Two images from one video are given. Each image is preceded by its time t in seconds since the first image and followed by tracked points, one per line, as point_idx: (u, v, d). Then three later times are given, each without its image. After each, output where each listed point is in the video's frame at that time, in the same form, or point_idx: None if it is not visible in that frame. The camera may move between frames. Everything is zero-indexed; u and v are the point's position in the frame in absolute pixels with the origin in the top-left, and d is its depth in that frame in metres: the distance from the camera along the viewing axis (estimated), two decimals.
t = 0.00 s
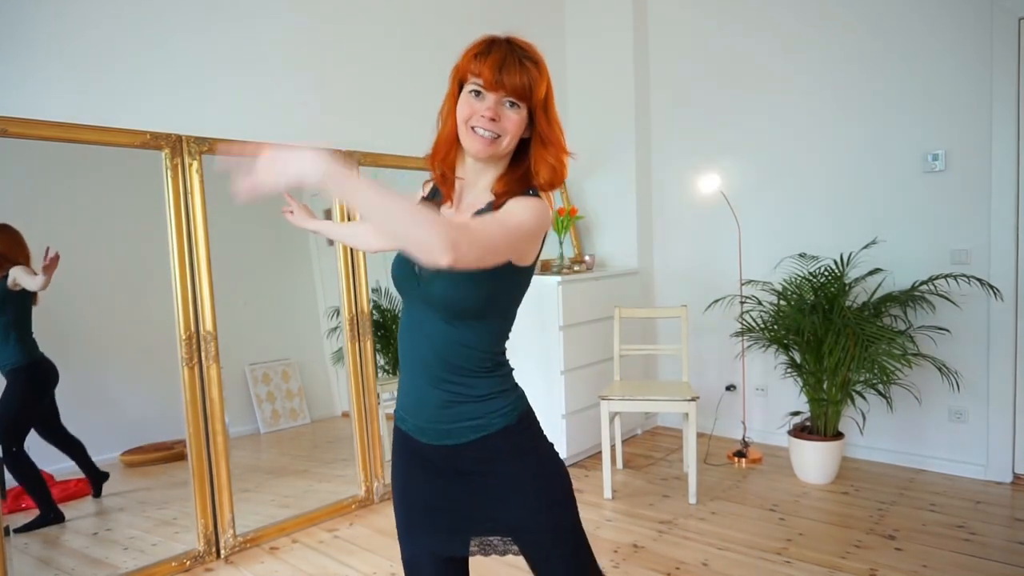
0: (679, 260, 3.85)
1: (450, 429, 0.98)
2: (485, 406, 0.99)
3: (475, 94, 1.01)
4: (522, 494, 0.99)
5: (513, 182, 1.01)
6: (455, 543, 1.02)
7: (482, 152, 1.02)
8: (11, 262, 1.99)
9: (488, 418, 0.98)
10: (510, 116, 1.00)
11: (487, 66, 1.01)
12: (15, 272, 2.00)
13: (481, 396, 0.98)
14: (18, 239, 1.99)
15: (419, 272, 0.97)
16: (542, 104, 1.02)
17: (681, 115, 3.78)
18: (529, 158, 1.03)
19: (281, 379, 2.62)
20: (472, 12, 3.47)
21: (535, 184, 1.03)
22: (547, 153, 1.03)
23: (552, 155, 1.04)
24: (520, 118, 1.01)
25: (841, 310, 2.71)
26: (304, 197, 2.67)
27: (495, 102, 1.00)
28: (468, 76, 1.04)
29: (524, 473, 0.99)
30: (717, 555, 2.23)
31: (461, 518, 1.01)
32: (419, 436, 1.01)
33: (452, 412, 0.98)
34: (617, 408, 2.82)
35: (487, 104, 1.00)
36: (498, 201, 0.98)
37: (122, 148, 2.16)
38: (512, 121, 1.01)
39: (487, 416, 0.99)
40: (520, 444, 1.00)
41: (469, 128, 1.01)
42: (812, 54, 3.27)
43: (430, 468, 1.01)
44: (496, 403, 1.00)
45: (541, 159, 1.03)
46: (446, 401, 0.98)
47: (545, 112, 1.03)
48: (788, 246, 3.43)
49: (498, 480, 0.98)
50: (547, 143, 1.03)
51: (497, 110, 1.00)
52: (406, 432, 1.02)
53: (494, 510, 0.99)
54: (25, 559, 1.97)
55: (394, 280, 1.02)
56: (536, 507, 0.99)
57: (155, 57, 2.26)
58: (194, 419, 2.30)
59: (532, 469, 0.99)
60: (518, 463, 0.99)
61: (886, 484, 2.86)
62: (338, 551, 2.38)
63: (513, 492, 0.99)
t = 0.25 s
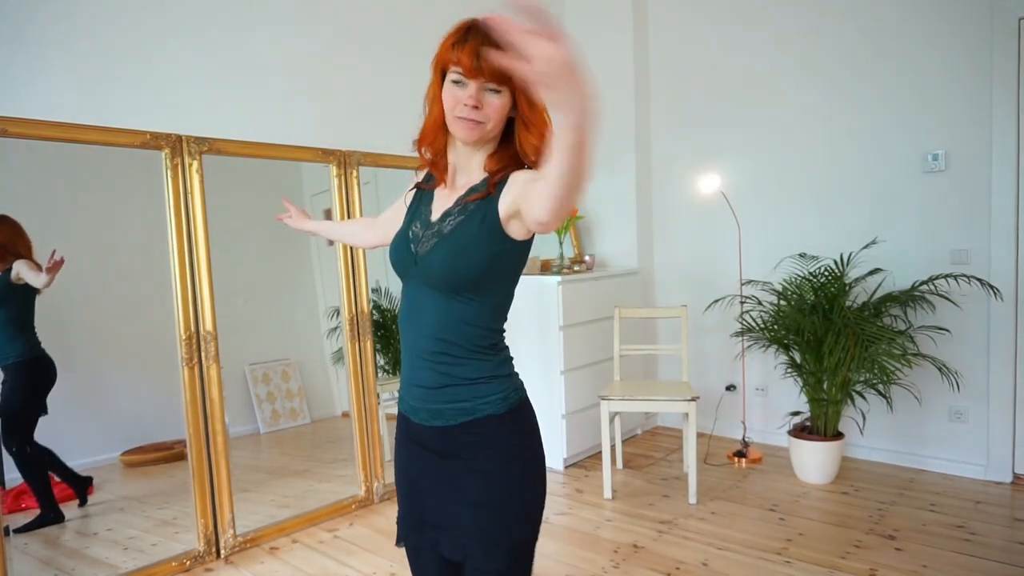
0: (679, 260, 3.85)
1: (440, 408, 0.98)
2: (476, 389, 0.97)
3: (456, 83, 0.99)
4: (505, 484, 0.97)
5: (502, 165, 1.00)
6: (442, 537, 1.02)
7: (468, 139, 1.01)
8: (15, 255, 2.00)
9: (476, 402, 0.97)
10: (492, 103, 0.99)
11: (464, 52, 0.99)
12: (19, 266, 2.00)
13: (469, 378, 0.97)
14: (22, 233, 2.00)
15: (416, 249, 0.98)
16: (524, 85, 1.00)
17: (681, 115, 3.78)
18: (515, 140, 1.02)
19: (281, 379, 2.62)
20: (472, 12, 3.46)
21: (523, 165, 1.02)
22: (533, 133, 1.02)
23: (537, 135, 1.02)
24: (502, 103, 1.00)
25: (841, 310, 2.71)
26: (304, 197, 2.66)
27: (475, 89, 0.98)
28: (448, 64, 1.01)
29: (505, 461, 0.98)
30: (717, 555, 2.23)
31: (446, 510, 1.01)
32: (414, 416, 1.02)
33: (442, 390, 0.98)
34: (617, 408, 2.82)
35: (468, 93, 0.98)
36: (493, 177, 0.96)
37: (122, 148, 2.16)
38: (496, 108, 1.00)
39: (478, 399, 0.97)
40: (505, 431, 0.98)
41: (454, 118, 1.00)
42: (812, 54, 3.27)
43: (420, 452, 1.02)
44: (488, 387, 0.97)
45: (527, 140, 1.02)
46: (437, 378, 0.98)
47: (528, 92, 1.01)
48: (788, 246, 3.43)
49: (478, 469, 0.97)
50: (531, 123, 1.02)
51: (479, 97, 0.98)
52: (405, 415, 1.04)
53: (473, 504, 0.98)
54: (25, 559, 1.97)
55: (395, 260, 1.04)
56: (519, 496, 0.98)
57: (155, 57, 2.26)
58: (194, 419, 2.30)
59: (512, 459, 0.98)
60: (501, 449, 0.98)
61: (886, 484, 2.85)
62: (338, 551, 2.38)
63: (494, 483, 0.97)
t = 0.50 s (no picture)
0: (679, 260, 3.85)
1: (445, 404, 0.98)
2: (482, 385, 0.98)
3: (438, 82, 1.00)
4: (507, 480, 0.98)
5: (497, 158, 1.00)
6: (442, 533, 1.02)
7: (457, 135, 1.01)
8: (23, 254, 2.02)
9: (485, 397, 0.97)
10: (473, 96, 0.98)
11: (443, 50, 0.99)
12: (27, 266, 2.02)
13: (477, 374, 0.97)
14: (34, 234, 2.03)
15: (426, 246, 0.98)
16: (506, 76, 0.99)
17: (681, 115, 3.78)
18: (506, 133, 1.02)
19: (281, 379, 2.62)
20: (472, 12, 3.46)
21: (517, 157, 1.01)
22: (525, 124, 1.01)
23: (527, 126, 1.02)
24: (486, 95, 0.99)
25: (841, 310, 2.71)
26: (304, 198, 2.67)
27: (455, 85, 0.98)
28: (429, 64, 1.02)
29: (507, 457, 0.98)
30: (717, 555, 2.23)
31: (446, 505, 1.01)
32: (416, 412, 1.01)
33: (448, 386, 0.97)
34: (616, 408, 2.82)
35: (447, 90, 0.98)
36: (502, 180, 0.98)
37: (122, 148, 2.16)
38: (475, 100, 0.98)
39: (485, 395, 0.97)
40: (507, 428, 0.99)
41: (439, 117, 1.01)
42: (812, 54, 3.27)
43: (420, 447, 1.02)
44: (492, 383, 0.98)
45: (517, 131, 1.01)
46: (444, 375, 0.97)
47: (512, 82, 1.00)
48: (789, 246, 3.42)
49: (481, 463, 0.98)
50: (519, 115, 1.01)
51: (457, 92, 0.98)
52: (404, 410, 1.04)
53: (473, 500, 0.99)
54: (25, 558, 1.98)
55: (398, 257, 1.03)
56: (522, 491, 0.99)
57: (155, 57, 2.26)
58: (194, 419, 2.30)
59: (514, 455, 0.99)
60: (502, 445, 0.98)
61: (886, 484, 2.85)
62: (338, 551, 2.38)
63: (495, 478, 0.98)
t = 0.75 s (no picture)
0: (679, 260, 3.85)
1: (475, 390, 1.00)
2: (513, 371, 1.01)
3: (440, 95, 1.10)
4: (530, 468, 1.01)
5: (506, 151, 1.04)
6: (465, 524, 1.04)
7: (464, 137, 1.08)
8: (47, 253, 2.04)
9: (514, 383, 1.01)
10: (465, 100, 1.05)
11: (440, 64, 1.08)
12: (48, 266, 2.05)
13: (510, 359, 1.01)
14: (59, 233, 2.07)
15: (458, 238, 1.02)
16: (501, 73, 1.04)
17: (681, 115, 3.78)
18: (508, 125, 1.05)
19: (281, 379, 2.62)
20: (472, 12, 3.46)
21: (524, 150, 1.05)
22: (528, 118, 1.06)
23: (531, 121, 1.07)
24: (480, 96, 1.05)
25: (841, 310, 2.71)
26: (304, 198, 2.67)
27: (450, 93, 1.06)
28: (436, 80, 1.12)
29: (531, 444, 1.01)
30: (717, 555, 2.23)
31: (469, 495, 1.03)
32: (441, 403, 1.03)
33: (480, 373, 1.00)
34: (616, 408, 2.82)
35: (444, 99, 1.08)
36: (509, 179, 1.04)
37: (122, 148, 2.16)
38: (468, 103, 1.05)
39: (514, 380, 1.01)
40: (532, 412, 1.02)
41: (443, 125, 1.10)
42: (812, 54, 3.27)
43: (441, 439, 1.04)
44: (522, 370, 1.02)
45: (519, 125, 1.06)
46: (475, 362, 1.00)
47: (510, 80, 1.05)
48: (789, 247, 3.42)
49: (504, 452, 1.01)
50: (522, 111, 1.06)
51: (449, 98, 1.06)
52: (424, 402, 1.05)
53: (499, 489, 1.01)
54: (25, 558, 1.97)
55: (426, 250, 1.06)
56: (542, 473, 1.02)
57: (155, 57, 2.26)
58: (194, 419, 2.31)
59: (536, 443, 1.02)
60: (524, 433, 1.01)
61: (886, 484, 2.85)
62: (338, 551, 2.38)
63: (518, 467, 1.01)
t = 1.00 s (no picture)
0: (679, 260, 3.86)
1: (520, 377, 1.08)
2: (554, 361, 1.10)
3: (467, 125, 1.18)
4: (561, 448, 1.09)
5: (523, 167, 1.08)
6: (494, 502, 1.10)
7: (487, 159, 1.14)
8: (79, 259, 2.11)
9: (555, 371, 1.09)
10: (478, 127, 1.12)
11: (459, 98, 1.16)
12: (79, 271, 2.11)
13: (552, 353, 1.09)
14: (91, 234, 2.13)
15: (501, 253, 1.08)
16: (503, 96, 1.08)
17: (681, 115, 3.79)
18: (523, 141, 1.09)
19: (281, 379, 2.62)
20: (472, 12, 3.47)
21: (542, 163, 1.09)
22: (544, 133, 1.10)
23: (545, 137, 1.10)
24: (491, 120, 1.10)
25: (841, 310, 2.71)
26: (304, 197, 2.68)
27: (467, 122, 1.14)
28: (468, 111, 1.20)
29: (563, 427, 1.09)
30: (717, 555, 2.23)
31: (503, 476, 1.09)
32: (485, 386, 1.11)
33: (523, 365, 1.08)
34: (617, 408, 2.82)
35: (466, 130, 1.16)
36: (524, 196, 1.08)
37: (122, 148, 2.16)
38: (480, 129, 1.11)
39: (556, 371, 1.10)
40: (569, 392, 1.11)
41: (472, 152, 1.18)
42: (812, 54, 3.27)
43: (480, 414, 1.11)
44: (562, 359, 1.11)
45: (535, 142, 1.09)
46: (521, 357, 1.08)
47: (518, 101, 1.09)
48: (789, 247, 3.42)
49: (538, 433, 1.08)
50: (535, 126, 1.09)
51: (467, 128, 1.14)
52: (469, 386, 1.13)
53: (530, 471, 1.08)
54: (25, 558, 1.96)
55: (472, 264, 1.12)
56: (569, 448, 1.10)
57: (155, 57, 2.26)
58: (195, 420, 2.31)
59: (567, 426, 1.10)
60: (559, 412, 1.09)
61: (886, 484, 2.85)
62: (337, 551, 2.38)
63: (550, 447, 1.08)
